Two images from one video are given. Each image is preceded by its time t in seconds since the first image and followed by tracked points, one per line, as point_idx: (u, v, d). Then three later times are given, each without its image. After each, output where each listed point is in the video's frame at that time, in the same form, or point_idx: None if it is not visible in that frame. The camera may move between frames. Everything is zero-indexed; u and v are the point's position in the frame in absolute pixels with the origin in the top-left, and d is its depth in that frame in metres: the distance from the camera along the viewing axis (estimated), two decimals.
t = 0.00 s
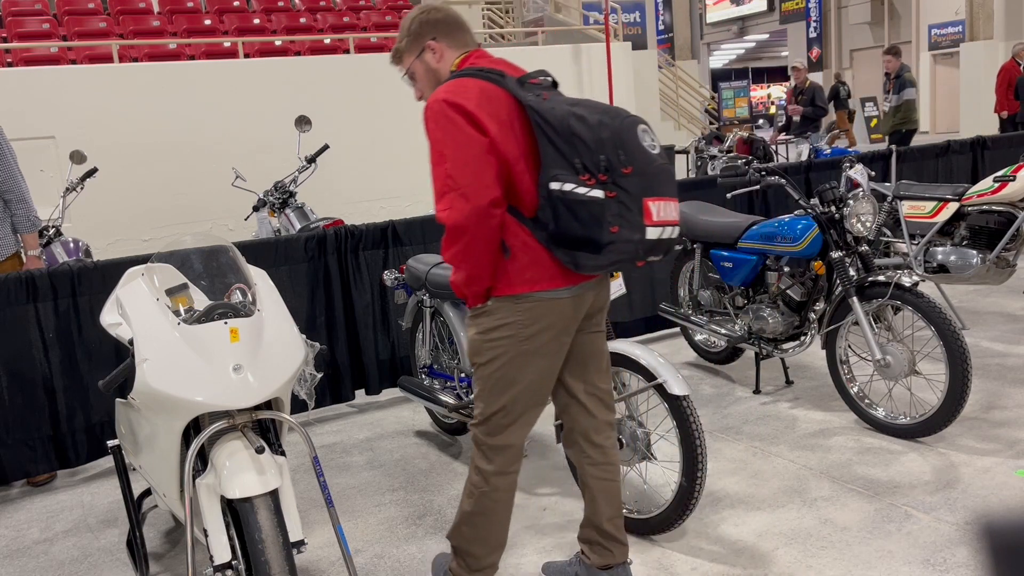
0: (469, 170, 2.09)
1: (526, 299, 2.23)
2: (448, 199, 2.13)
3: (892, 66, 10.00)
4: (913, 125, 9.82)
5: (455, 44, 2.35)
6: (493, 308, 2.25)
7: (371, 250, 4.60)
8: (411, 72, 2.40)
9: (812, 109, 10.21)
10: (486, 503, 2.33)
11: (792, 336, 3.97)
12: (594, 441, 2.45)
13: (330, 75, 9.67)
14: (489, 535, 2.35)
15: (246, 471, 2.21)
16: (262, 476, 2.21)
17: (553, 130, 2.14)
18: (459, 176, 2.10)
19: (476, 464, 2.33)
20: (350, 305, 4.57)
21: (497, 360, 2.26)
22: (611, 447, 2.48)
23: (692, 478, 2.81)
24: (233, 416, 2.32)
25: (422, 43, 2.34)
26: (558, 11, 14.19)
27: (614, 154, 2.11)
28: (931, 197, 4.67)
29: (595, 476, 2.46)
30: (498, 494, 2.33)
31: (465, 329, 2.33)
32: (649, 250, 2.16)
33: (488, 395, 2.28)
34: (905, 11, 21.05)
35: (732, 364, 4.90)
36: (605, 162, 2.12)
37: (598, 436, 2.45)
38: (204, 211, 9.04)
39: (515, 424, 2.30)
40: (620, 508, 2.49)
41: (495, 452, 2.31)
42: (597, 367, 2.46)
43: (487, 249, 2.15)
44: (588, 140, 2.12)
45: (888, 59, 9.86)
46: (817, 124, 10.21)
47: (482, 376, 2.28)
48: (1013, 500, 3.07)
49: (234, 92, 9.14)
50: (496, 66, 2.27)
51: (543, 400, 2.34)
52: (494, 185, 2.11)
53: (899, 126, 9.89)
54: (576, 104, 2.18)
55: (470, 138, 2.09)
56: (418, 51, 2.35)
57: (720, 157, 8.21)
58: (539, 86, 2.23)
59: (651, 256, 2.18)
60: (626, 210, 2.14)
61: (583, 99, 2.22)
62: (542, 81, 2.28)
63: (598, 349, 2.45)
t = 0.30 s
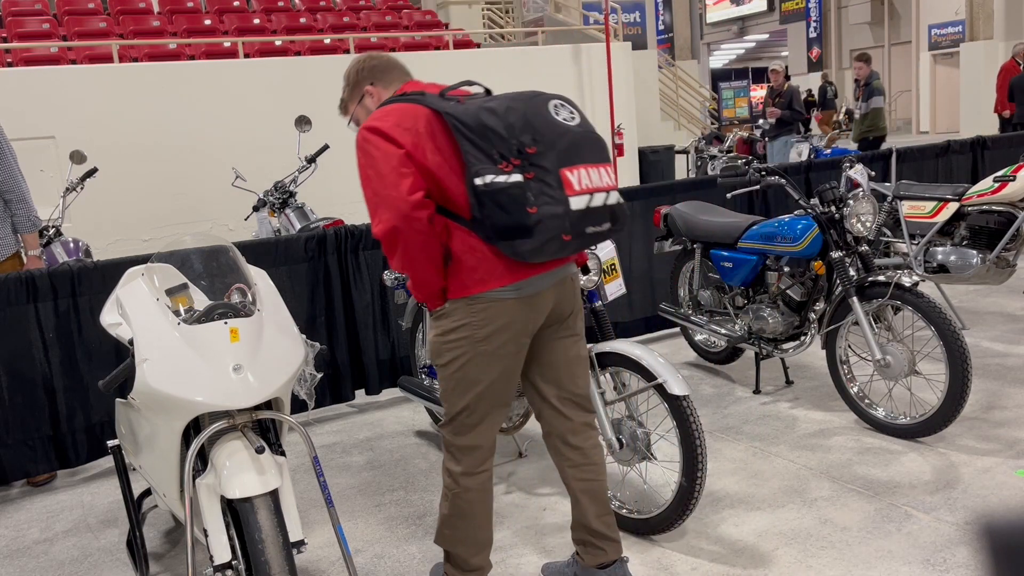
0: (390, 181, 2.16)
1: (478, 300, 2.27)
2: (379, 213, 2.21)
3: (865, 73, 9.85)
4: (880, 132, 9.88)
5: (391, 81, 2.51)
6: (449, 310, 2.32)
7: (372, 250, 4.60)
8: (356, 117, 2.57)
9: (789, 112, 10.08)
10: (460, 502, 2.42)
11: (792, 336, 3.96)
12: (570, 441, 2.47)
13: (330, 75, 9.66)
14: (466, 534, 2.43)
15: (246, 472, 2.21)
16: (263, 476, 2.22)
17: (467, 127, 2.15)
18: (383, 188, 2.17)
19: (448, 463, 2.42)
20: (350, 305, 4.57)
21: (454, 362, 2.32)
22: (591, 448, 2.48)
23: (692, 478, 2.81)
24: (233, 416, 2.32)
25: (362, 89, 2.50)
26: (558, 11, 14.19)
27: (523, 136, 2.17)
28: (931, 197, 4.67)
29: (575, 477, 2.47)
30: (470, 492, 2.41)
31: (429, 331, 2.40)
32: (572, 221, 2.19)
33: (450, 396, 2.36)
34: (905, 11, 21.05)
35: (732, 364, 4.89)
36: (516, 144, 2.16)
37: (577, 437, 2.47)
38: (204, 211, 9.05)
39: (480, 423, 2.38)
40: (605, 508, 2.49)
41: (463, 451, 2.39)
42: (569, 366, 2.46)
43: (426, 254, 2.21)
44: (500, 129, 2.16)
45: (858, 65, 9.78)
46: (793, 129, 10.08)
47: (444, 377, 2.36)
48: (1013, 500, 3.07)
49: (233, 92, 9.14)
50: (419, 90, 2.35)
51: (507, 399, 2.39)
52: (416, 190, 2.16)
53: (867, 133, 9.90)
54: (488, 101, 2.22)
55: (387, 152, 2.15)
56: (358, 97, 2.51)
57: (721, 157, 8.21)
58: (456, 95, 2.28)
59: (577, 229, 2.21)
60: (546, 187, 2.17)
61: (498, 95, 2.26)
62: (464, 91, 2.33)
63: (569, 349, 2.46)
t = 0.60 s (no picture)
0: (356, 195, 2.26)
1: (454, 301, 2.31)
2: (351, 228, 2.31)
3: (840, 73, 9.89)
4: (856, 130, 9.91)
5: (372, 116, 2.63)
6: (430, 313, 2.36)
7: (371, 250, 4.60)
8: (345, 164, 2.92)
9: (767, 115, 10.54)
10: (450, 504, 2.42)
11: (792, 336, 3.96)
12: (562, 445, 2.46)
13: (329, 75, 9.66)
14: (458, 535, 2.43)
15: (246, 471, 2.21)
16: (263, 476, 2.21)
17: (422, 132, 2.27)
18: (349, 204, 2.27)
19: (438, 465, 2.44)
20: (350, 305, 4.57)
21: (436, 363, 2.35)
22: (583, 453, 2.46)
23: (692, 479, 2.81)
24: (233, 416, 2.32)
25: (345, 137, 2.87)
26: (558, 11, 14.19)
27: (471, 123, 2.25)
28: (931, 197, 4.68)
29: (567, 481, 2.46)
30: (460, 494, 2.42)
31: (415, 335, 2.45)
32: (528, 191, 2.21)
33: (435, 398, 2.39)
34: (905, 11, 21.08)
35: (732, 365, 4.89)
36: (466, 132, 2.25)
37: (568, 442, 2.46)
38: (204, 211, 9.05)
39: (466, 424, 2.40)
40: (598, 511, 2.49)
41: (451, 452, 2.41)
42: (558, 370, 2.45)
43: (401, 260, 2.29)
44: (452, 125, 2.26)
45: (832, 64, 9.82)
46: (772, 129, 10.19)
47: (428, 380, 2.39)
48: (1014, 500, 3.07)
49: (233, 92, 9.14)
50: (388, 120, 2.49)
51: (492, 401, 2.40)
52: (377, 196, 2.25)
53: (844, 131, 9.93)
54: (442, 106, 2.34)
55: (351, 172, 2.27)
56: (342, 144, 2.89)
57: (721, 157, 8.21)
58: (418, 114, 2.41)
59: (532, 198, 2.23)
60: (497, 164, 2.21)
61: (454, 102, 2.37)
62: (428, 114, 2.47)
63: (557, 352, 2.45)
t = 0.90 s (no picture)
0: (344, 199, 2.29)
1: (446, 300, 2.32)
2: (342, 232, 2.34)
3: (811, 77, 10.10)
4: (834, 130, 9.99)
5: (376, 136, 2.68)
6: (423, 314, 2.37)
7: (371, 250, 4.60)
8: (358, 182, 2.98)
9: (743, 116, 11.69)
10: (447, 503, 2.42)
11: (792, 336, 3.96)
12: (559, 445, 2.46)
13: (329, 75, 9.66)
14: (456, 535, 2.43)
15: (246, 472, 2.21)
16: (263, 476, 2.21)
17: (409, 137, 2.33)
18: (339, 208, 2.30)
19: (434, 467, 2.44)
20: (350, 305, 4.57)
21: (429, 363, 2.36)
22: (580, 453, 2.46)
23: (692, 479, 2.81)
24: (233, 416, 2.31)
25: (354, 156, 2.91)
26: (558, 12, 14.19)
27: (457, 117, 2.28)
28: (931, 197, 4.68)
29: (564, 482, 2.46)
30: (456, 494, 2.41)
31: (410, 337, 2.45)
32: (514, 176, 2.20)
33: (429, 398, 2.39)
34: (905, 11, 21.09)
35: (732, 364, 4.89)
36: (452, 127, 2.27)
37: (565, 443, 2.46)
38: (204, 211, 9.05)
39: (460, 425, 2.40)
40: (598, 512, 2.49)
41: (446, 452, 2.41)
42: (552, 370, 2.44)
43: (392, 260, 2.31)
44: (438, 123, 2.30)
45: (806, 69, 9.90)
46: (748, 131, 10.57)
47: (422, 381, 2.40)
48: (1014, 501, 3.08)
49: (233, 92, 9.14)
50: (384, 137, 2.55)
51: (487, 400, 2.40)
52: (365, 197, 2.28)
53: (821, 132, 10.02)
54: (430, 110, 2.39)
55: (340, 180, 2.31)
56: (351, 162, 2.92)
57: (721, 157, 8.21)
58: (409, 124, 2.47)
59: (518, 181, 2.21)
60: (481, 153, 2.22)
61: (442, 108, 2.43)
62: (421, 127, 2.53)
63: (552, 352, 2.44)
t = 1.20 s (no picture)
0: (343, 198, 2.29)
1: (444, 298, 2.32)
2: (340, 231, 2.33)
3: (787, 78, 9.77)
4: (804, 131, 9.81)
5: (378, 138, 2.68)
6: (422, 312, 2.37)
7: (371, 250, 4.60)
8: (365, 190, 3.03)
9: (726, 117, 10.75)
10: (447, 503, 2.42)
11: (792, 336, 3.96)
12: (558, 443, 2.46)
13: (329, 75, 9.66)
14: (456, 534, 2.43)
15: (246, 472, 2.21)
16: (263, 476, 2.21)
17: (408, 136, 2.33)
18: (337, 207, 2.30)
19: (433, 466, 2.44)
20: (350, 305, 4.57)
21: (428, 362, 2.36)
22: (579, 452, 2.46)
23: (692, 479, 2.81)
24: (233, 416, 2.31)
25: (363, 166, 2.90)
26: (558, 11, 14.18)
27: (455, 115, 2.28)
28: (931, 197, 4.68)
29: (564, 481, 2.46)
30: (456, 493, 2.41)
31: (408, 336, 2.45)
32: (513, 172, 2.19)
33: (428, 397, 2.39)
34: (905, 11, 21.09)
35: (732, 365, 4.89)
36: (451, 125, 2.28)
37: (564, 442, 2.46)
38: (204, 211, 9.06)
39: (460, 423, 2.40)
40: (597, 511, 2.49)
41: (446, 451, 2.41)
42: (550, 369, 2.44)
43: (391, 259, 2.31)
44: (437, 122, 2.30)
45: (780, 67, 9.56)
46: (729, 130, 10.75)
47: (421, 379, 2.39)
48: (1014, 501, 3.08)
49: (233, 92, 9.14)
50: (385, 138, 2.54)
51: (485, 398, 2.40)
52: (364, 196, 2.28)
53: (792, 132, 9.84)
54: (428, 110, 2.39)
55: (338, 180, 2.32)
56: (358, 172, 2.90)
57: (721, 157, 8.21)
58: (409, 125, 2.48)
59: (517, 176, 2.20)
60: (480, 150, 2.22)
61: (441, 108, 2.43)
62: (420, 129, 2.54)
63: (550, 350, 2.44)
